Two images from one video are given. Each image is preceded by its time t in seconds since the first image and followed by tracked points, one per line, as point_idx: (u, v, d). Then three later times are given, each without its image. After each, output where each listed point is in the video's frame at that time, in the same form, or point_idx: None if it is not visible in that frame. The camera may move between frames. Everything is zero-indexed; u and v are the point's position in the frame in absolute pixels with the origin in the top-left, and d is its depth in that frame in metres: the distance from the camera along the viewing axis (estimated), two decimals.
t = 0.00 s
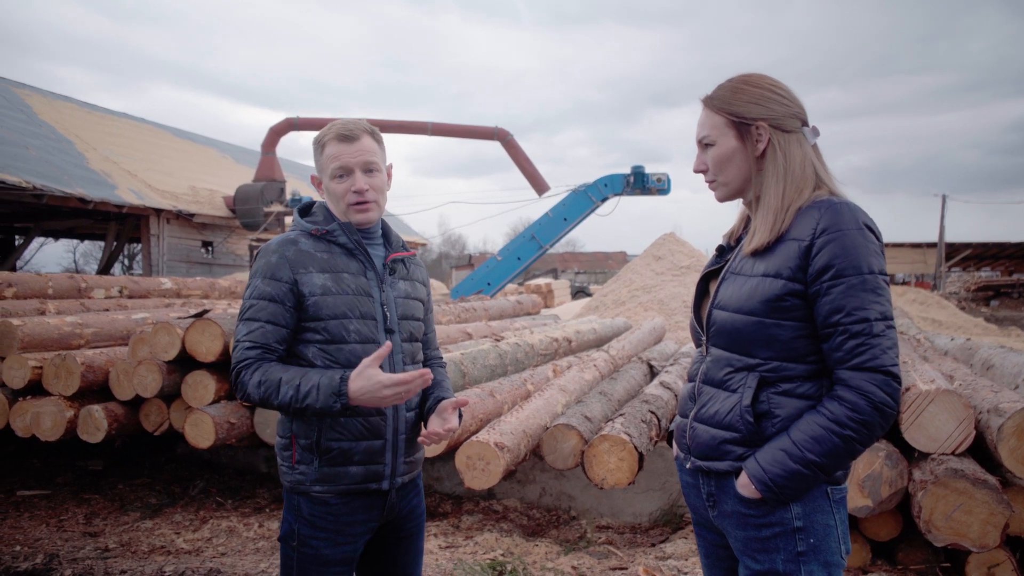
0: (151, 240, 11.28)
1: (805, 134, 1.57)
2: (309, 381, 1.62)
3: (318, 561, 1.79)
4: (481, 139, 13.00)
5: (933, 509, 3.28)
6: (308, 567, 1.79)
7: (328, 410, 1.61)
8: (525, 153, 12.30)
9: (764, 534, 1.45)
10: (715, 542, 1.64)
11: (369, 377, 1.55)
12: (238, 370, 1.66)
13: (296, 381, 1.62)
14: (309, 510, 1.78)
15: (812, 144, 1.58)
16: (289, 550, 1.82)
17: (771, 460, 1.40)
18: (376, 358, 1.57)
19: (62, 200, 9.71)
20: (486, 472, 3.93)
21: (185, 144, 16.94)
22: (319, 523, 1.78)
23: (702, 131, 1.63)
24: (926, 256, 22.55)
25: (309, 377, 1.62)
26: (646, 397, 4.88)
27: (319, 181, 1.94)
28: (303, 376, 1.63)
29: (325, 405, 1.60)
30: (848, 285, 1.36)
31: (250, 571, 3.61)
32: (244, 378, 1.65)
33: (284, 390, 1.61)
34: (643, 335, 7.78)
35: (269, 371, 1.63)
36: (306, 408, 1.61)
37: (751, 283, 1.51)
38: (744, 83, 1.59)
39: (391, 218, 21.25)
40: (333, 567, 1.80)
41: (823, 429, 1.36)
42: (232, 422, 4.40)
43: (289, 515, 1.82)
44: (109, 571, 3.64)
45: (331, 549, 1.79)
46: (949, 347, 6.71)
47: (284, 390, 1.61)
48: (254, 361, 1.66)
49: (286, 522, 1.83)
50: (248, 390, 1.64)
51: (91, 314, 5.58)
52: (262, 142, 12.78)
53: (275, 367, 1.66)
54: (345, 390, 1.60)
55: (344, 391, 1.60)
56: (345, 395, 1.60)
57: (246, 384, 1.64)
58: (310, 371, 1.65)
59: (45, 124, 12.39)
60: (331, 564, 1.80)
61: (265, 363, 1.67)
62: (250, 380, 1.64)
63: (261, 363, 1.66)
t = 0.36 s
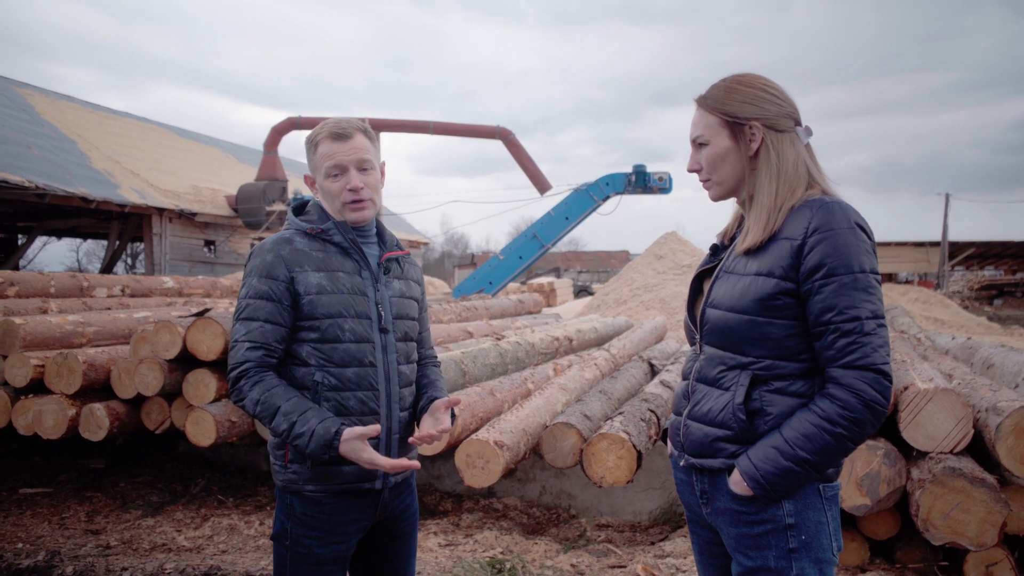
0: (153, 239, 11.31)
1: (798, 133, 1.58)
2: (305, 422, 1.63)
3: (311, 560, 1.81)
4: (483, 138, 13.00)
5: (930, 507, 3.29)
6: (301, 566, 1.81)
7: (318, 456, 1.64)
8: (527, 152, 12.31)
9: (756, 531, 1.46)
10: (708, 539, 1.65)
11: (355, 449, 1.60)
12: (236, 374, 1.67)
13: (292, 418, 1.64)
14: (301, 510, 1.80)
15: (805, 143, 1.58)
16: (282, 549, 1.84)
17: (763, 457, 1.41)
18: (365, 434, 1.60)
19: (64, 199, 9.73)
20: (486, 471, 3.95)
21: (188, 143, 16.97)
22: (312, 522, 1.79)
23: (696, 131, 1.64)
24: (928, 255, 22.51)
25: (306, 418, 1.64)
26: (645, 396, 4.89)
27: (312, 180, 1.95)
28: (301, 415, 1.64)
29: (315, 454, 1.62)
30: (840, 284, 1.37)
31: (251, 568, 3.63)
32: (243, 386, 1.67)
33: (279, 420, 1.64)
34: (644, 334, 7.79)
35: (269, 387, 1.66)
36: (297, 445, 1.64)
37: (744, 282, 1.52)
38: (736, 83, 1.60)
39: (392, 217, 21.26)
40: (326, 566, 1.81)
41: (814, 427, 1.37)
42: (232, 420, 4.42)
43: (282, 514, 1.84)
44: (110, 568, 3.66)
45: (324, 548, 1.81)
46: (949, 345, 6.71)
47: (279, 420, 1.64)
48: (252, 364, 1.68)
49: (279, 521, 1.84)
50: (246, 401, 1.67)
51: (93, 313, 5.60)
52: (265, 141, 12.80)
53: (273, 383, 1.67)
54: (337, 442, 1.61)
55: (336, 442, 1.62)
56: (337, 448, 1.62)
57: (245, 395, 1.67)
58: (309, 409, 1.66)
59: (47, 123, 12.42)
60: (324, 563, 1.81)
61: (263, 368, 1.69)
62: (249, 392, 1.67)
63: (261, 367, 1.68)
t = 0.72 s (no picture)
0: (166, 237, 11.41)
1: (800, 133, 1.59)
2: (318, 405, 1.64)
3: (316, 556, 1.83)
4: (493, 137, 13.03)
5: (939, 508, 3.28)
6: (307, 561, 1.83)
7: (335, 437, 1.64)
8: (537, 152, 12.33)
9: (757, 529, 1.47)
10: (710, 537, 1.66)
11: (377, 420, 1.58)
12: (242, 372, 1.69)
13: (305, 402, 1.65)
14: (307, 506, 1.83)
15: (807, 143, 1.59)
16: (288, 544, 1.86)
17: (765, 456, 1.42)
18: (388, 405, 1.60)
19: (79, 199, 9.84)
20: (494, 469, 3.97)
21: (200, 142, 17.10)
22: (317, 518, 1.82)
23: (698, 131, 1.65)
24: (942, 254, 22.31)
25: (319, 401, 1.65)
26: (653, 395, 4.89)
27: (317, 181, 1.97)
28: (313, 399, 1.65)
29: (333, 433, 1.62)
30: (842, 283, 1.37)
31: (261, 564, 3.67)
32: (248, 381, 1.68)
33: (291, 407, 1.65)
34: (654, 334, 7.78)
35: (277, 380, 1.67)
36: (313, 429, 1.64)
37: (746, 282, 1.53)
38: (738, 84, 1.61)
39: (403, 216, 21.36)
40: (331, 562, 1.84)
41: (816, 425, 1.38)
42: (243, 418, 4.46)
43: (288, 510, 1.86)
44: (122, 563, 3.71)
45: (330, 544, 1.83)
46: (960, 346, 6.66)
47: (291, 407, 1.65)
48: (257, 362, 1.70)
49: (286, 517, 1.87)
50: (253, 396, 1.67)
51: (107, 311, 5.66)
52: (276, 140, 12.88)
53: (280, 376, 1.69)
54: (354, 420, 1.62)
55: (352, 421, 1.62)
56: (354, 426, 1.62)
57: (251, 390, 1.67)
58: (319, 393, 1.67)
59: (62, 123, 12.55)
60: (329, 558, 1.84)
61: (268, 364, 1.71)
62: (255, 386, 1.67)
63: (266, 366, 1.70)
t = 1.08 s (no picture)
0: (174, 238, 11.49)
1: (796, 134, 1.59)
2: (297, 406, 1.66)
3: (317, 553, 1.85)
4: (500, 138, 13.04)
5: (942, 508, 3.27)
6: (308, 559, 1.85)
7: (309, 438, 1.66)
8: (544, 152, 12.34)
9: (752, 528, 1.47)
10: (707, 536, 1.67)
11: (346, 423, 1.60)
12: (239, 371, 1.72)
13: (285, 401, 1.67)
14: (308, 503, 1.84)
15: (804, 144, 1.60)
16: (290, 542, 1.88)
17: (759, 455, 1.43)
18: (353, 408, 1.60)
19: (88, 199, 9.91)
20: (498, 469, 3.98)
21: (208, 143, 17.19)
22: (318, 516, 1.84)
23: (695, 131, 1.66)
24: (951, 254, 22.14)
25: (298, 402, 1.66)
26: (658, 395, 4.89)
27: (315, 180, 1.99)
28: (293, 399, 1.67)
29: (307, 435, 1.64)
30: (836, 283, 1.38)
31: (266, 563, 3.70)
32: (244, 380, 1.71)
33: (273, 407, 1.66)
34: (660, 334, 7.77)
35: (265, 379, 1.69)
36: (289, 428, 1.66)
37: (742, 281, 1.54)
38: (734, 84, 1.62)
39: (411, 216, 21.43)
40: (332, 559, 1.86)
41: (809, 425, 1.38)
42: (249, 417, 4.50)
43: (290, 508, 1.88)
44: (129, 562, 3.75)
45: (330, 542, 1.85)
46: (968, 346, 6.63)
47: (273, 407, 1.67)
48: (254, 361, 1.72)
49: (288, 515, 1.88)
50: (244, 393, 1.71)
51: (115, 311, 5.70)
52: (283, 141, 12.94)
53: (273, 375, 1.71)
54: (327, 422, 1.64)
55: (325, 423, 1.64)
56: (327, 427, 1.64)
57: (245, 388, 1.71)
58: (300, 393, 1.69)
59: (71, 124, 12.64)
60: (330, 556, 1.85)
61: (264, 363, 1.73)
62: (249, 385, 1.70)
63: (261, 365, 1.72)
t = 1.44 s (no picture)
0: (178, 238, 11.52)
1: (786, 133, 1.60)
2: (306, 401, 1.68)
3: (315, 550, 1.86)
4: (502, 138, 13.04)
5: (941, 506, 3.27)
6: (306, 556, 1.86)
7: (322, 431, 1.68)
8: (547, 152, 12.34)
9: (742, 525, 1.48)
10: (699, 534, 1.68)
11: (365, 408, 1.62)
12: (237, 374, 1.73)
13: (293, 399, 1.69)
14: (306, 501, 1.85)
15: (793, 143, 1.60)
16: (287, 539, 1.89)
17: (748, 453, 1.43)
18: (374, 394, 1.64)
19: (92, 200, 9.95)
20: (498, 468, 3.99)
21: (212, 143, 17.23)
22: (315, 513, 1.85)
23: (686, 131, 1.66)
24: (956, 253, 22.02)
25: (307, 397, 1.69)
26: (658, 394, 4.90)
27: (328, 169, 1.96)
28: (301, 395, 1.70)
29: (320, 428, 1.67)
30: (824, 282, 1.38)
31: (267, 561, 3.72)
32: (243, 383, 1.73)
33: (281, 404, 1.69)
34: (662, 334, 7.77)
35: (267, 380, 1.71)
36: (302, 424, 1.69)
37: (731, 281, 1.55)
38: (724, 85, 1.62)
39: (414, 216, 21.46)
40: (330, 556, 1.87)
41: (798, 423, 1.39)
42: (250, 416, 4.51)
43: (287, 505, 1.89)
44: (131, 560, 3.77)
45: (328, 539, 1.86)
46: (970, 345, 6.61)
47: (282, 404, 1.70)
48: (251, 365, 1.74)
49: (285, 512, 1.90)
50: (247, 397, 1.72)
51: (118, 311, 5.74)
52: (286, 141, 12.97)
53: (272, 377, 1.73)
54: (340, 414, 1.67)
55: (338, 415, 1.66)
56: (341, 419, 1.67)
57: (246, 391, 1.72)
58: (308, 389, 1.71)
59: (75, 124, 12.69)
60: (327, 553, 1.87)
61: (261, 365, 1.75)
62: (249, 388, 1.72)
63: (259, 368, 1.74)
